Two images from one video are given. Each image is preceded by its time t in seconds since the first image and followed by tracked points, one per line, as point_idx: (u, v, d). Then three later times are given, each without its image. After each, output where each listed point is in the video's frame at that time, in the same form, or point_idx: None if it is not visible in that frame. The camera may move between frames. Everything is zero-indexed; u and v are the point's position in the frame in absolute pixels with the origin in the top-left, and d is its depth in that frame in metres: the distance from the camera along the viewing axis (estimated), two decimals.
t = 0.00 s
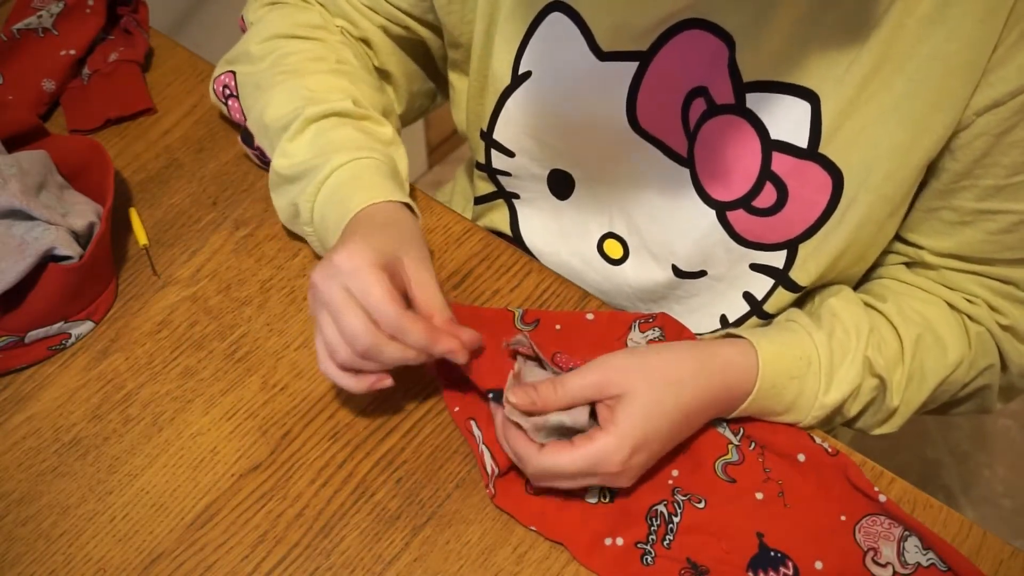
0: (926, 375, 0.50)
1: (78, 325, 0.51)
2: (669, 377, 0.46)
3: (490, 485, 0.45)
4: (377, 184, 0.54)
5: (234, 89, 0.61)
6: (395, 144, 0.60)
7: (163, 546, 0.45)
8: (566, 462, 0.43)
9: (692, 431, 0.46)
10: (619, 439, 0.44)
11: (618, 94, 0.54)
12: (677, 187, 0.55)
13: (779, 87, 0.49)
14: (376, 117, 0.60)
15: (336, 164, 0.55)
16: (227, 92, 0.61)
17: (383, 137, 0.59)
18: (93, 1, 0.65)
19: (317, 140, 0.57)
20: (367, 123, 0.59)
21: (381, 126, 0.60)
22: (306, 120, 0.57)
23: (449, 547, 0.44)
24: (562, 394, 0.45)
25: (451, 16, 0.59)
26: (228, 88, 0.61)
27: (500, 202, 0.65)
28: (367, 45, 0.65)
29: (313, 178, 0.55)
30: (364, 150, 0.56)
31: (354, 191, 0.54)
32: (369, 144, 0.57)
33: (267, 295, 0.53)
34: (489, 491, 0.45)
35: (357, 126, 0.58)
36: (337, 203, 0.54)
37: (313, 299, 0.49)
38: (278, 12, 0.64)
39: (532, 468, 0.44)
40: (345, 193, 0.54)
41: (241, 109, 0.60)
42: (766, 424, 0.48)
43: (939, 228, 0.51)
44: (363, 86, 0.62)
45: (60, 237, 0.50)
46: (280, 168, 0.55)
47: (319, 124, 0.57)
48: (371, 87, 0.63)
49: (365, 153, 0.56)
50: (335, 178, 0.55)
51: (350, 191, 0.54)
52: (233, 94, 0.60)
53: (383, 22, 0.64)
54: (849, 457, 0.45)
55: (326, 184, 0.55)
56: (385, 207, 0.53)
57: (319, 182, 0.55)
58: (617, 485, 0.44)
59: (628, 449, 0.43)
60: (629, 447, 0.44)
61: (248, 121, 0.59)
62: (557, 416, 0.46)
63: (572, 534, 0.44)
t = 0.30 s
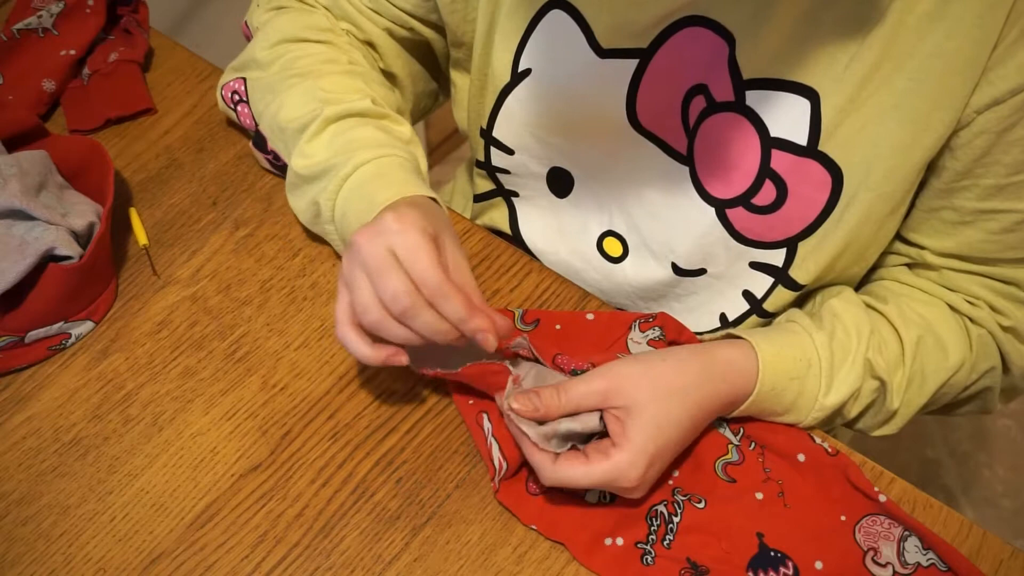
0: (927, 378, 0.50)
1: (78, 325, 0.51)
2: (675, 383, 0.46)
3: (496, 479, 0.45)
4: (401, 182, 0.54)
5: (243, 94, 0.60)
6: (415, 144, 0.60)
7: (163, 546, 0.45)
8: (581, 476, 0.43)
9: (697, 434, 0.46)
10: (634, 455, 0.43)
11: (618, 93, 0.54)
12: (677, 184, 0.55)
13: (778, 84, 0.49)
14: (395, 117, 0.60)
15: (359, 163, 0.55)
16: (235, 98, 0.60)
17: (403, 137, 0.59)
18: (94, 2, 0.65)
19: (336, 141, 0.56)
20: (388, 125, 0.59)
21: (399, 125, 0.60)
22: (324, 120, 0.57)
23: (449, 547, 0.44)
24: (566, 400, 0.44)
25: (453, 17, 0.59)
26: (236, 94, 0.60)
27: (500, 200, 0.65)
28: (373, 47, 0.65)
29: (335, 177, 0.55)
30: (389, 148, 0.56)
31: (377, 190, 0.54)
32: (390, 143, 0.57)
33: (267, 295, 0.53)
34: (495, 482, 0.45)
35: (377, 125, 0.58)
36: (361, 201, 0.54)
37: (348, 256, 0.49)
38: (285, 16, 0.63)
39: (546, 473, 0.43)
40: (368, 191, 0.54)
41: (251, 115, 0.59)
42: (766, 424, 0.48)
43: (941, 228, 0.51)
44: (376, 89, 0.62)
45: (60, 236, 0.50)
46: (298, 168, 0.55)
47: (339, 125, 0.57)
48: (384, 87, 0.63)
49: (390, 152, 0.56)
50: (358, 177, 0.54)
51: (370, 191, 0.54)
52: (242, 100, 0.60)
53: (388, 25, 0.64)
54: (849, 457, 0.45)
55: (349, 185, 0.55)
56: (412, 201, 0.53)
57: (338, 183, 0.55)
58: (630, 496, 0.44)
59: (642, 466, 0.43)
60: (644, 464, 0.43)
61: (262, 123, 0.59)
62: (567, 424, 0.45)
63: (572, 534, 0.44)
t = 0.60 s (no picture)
0: (927, 380, 0.50)
1: (78, 325, 0.51)
2: (676, 388, 0.46)
3: (500, 475, 0.45)
4: (411, 201, 0.53)
5: (246, 109, 0.59)
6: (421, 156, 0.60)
7: (163, 545, 0.45)
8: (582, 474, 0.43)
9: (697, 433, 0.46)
10: (632, 455, 0.43)
11: (619, 94, 0.54)
12: (679, 185, 0.55)
13: (780, 86, 0.49)
14: (401, 132, 0.59)
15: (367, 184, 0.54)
16: (238, 113, 0.59)
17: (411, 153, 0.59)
18: (93, 2, 0.65)
19: (343, 159, 0.56)
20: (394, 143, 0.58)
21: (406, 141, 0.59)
22: (330, 138, 0.56)
23: (449, 547, 0.44)
24: (562, 395, 0.44)
25: (455, 20, 0.59)
26: (239, 109, 0.60)
27: (501, 200, 0.65)
28: (375, 57, 0.65)
29: (343, 197, 0.54)
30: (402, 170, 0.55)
31: (385, 210, 0.53)
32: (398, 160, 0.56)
33: (267, 295, 0.53)
34: (497, 477, 0.45)
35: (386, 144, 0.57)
36: (370, 221, 0.53)
37: (379, 272, 0.49)
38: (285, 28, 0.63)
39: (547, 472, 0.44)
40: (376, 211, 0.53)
41: (253, 130, 0.59)
42: (766, 424, 0.48)
43: (943, 231, 0.51)
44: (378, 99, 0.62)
45: (60, 236, 0.50)
46: (303, 186, 0.54)
47: (345, 144, 0.56)
48: (389, 100, 0.63)
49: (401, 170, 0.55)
50: (367, 198, 0.54)
51: (379, 211, 0.53)
52: (244, 114, 0.59)
53: (391, 34, 0.63)
54: (849, 457, 0.45)
55: (356, 205, 0.54)
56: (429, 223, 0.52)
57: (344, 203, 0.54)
58: (629, 494, 0.44)
59: (640, 465, 0.43)
60: (642, 463, 0.43)
61: (264, 142, 0.58)
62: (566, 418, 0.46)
63: (572, 533, 0.44)
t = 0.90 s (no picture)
0: (927, 381, 0.50)
1: (78, 325, 0.51)
2: (679, 389, 0.46)
3: (500, 479, 0.45)
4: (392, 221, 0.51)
5: (237, 113, 0.59)
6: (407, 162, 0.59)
7: (163, 545, 0.45)
8: (587, 477, 0.43)
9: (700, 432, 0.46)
10: (636, 454, 0.43)
11: (623, 96, 0.54)
12: (683, 186, 0.55)
13: (784, 89, 0.49)
14: (382, 138, 0.58)
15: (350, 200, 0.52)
16: (230, 117, 0.59)
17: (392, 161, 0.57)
18: (93, 2, 0.65)
19: (322, 173, 0.54)
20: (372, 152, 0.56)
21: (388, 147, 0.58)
22: (309, 151, 0.55)
23: (449, 547, 0.44)
24: (566, 402, 0.44)
25: (456, 21, 0.59)
26: (230, 112, 0.59)
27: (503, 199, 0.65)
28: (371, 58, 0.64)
29: (323, 215, 0.52)
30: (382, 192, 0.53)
31: (366, 228, 0.51)
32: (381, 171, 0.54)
33: (267, 295, 0.53)
34: (496, 482, 0.45)
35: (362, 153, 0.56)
36: (352, 241, 0.51)
37: (351, 351, 0.46)
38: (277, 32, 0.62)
39: (547, 475, 0.43)
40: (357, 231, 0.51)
41: (244, 134, 0.58)
42: (766, 424, 0.48)
43: (945, 233, 0.51)
44: (368, 108, 0.62)
45: (60, 236, 0.50)
46: (285, 204, 0.53)
47: (326, 157, 0.55)
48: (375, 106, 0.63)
49: (375, 184, 0.53)
50: (348, 213, 0.52)
51: (362, 227, 0.51)
52: (235, 118, 0.59)
53: (389, 36, 0.63)
54: (849, 457, 0.45)
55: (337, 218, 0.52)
56: (411, 254, 0.50)
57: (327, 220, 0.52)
58: (633, 495, 0.44)
59: (645, 464, 0.43)
60: (646, 462, 0.43)
61: (253, 148, 0.57)
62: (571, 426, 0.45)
63: (572, 534, 0.44)
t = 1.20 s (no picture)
0: (926, 378, 0.50)
1: (78, 325, 0.51)
2: (675, 388, 0.46)
3: (500, 480, 0.45)
4: (335, 417, 0.41)
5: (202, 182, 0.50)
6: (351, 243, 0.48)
7: (163, 545, 0.45)
8: (586, 477, 0.43)
9: (699, 433, 0.46)
10: (634, 453, 0.43)
11: (630, 91, 0.53)
12: (686, 178, 0.54)
13: (793, 79, 0.49)
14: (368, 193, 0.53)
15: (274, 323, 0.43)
16: (204, 219, 0.50)
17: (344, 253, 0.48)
18: (93, 2, 0.65)
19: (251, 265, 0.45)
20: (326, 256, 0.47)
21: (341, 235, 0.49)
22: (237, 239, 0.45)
23: (449, 547, 0.44)
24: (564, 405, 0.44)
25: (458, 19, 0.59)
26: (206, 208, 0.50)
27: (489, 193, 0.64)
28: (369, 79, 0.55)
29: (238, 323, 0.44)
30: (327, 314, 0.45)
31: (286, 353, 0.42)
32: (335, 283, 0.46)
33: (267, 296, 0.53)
34: (496, 484, 0.45)
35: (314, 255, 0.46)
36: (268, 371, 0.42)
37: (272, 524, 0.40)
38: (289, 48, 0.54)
39: (545, 476, 0.43)
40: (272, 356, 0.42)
41: (209, 214, 0.49)
42: (766, 424, 0.48)
43: (949, 224, 0.51)
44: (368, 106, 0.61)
45: (60, 237, 0.50)
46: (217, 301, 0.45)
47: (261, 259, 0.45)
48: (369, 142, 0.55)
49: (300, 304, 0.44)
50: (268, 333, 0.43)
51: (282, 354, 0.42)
52: (210, 221, 0.49)
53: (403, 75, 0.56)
54: (848, 457, 0.45)
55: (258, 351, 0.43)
56: (346, 402, 0.42)
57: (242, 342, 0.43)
58: (633, 497, 0.44)
59: (643, 464, 0.43)
60: (645, 462, 0.43)
61: (207, 208, 0.49)
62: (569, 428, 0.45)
63: (571, 534, 0.44)
